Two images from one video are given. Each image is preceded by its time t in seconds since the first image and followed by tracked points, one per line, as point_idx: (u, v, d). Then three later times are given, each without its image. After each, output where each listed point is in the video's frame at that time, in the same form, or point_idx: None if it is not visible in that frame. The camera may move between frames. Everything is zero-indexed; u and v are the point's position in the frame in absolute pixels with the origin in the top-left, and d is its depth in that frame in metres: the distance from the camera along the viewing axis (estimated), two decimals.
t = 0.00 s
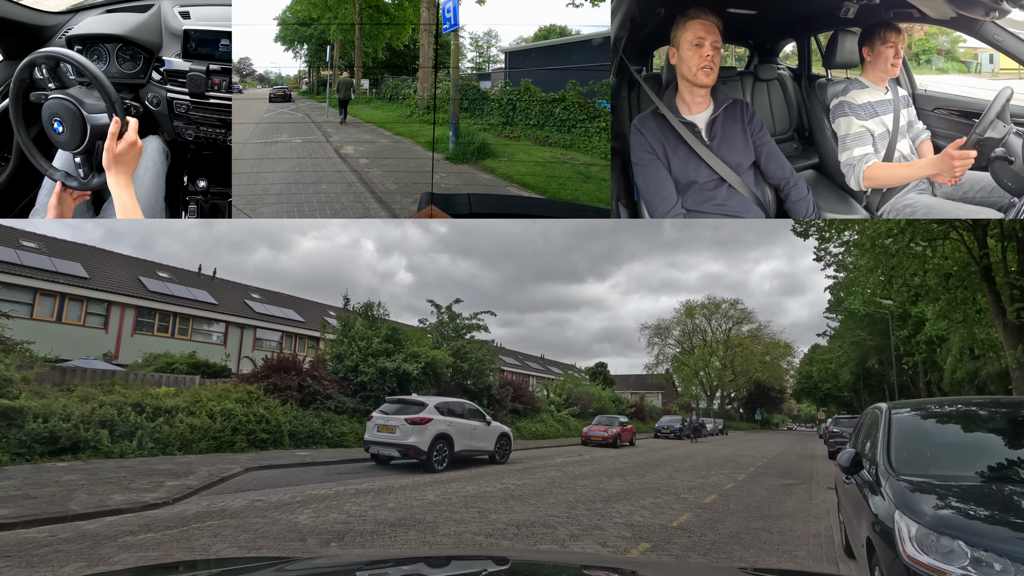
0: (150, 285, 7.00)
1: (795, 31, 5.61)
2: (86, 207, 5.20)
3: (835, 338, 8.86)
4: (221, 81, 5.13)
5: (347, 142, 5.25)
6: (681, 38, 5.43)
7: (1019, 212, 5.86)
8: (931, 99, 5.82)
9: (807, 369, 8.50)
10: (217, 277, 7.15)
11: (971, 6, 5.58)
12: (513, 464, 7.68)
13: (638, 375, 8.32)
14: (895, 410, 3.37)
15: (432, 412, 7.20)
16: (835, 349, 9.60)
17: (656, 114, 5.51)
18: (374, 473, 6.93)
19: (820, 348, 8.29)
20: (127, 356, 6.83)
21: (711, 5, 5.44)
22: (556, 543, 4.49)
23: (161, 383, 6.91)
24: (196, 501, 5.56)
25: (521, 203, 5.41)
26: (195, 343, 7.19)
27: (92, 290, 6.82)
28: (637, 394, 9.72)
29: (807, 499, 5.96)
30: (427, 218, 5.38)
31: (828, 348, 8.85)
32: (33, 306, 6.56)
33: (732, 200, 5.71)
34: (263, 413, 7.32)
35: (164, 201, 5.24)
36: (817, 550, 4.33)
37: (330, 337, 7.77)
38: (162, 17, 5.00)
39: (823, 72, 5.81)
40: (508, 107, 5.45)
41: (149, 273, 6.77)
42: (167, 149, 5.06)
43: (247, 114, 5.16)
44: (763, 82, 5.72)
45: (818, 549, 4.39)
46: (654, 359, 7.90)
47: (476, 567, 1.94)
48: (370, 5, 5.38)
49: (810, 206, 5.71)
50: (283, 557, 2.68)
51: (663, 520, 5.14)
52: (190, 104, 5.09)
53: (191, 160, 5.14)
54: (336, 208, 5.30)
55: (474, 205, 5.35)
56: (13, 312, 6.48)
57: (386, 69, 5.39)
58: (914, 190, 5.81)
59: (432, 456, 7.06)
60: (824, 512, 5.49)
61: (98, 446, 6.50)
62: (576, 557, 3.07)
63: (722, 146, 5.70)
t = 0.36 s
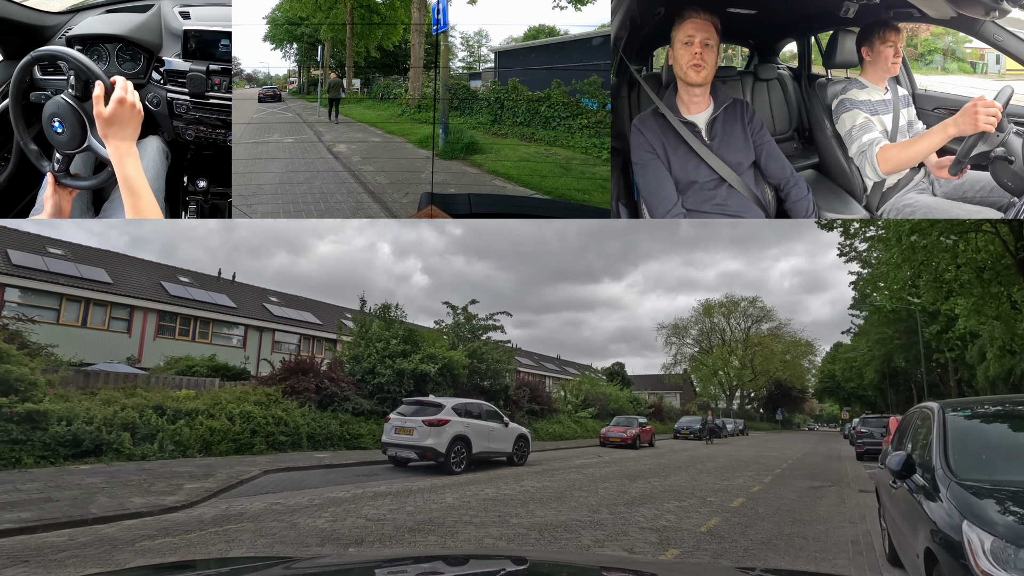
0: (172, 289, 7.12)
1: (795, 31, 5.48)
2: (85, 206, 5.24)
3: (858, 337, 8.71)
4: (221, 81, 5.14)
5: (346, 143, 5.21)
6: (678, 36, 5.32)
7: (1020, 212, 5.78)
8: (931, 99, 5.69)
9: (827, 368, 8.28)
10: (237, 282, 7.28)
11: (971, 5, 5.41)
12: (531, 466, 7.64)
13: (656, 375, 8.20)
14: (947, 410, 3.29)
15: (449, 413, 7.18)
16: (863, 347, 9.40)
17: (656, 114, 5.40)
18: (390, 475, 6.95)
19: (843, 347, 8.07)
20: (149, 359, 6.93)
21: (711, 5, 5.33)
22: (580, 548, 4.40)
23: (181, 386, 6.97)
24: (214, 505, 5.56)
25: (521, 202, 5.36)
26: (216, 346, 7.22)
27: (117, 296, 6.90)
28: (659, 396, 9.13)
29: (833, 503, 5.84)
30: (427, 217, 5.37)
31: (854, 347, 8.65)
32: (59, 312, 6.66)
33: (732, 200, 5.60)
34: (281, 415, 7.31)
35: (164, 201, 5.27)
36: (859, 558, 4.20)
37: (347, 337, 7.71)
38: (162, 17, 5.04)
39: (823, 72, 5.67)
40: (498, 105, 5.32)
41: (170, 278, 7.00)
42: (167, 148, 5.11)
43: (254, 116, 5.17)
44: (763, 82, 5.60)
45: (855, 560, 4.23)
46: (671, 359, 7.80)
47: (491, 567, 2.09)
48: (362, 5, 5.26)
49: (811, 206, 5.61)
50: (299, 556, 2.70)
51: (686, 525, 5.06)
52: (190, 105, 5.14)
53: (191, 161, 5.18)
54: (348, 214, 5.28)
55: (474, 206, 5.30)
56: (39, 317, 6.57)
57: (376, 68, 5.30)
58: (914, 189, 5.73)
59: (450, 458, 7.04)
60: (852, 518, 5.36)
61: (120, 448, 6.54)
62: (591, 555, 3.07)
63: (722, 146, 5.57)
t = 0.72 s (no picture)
0: (191, 293, 6.83)
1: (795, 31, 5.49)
2: (86, 205, 5.07)
3: (884, 336, 8.43)
4: (222, 81, 5.09)
5: (352, 146, 5.18)
6: (677, 37, 5.31)
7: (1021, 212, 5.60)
8: (931, 99, 5.59)
9: (850, 369, 8.13)
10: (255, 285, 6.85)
11: (971, 6, 5.38)
12: (549, 469, 7.60)
13: (674, 376, 8.09)
14: (1013, 420, 3.23)
15: (466, 416, 7.17)
16: (888, 348, 9.19)
17: (656, 114, 5.38)
18: (408, 479, 6.89)
19: (866, 348, 7.91)
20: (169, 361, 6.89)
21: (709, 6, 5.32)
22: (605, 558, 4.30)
23: (201, 388, 6.97)
24: (231, 508, 5.55)
25: (521, 202, 5.33)
26: (235, 348, 7.12)
27: (139, 298, 6.78)
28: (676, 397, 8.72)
29: (858, 510, 5.73)
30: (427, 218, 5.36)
31: (879, 348, 8.46)
32: (84, 316, 6.64)
33: (732, 200, 5.58)
34: (299, 417, 7.33)
35: (164, 201, 5.28)
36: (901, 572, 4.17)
37: (364, 340, 7.55)
38: (162, 16, 4.95)
39: (823, 72, 5.66)
40: (487, 103, 5.29)
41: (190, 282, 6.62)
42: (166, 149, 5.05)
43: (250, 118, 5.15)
44: (763, 82, 5.59)
45: (897, 575, 4.17)
46: (689, 360, 7.70)
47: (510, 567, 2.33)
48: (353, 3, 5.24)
49: (811, 207, 5.62)
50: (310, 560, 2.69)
51: (706, 536, 4.95)
52: (189, 105, 5.05)
53: (191, 161, 5.12)
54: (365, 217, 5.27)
55: (474, 205, 5.31)
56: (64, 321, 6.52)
57: (368, 67, 5.30)
58: (914, 190, 5.65)
59: (467, 461, 7.00)
60: (877, 526, 5.26)
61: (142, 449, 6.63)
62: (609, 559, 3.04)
63: (722, 146, 5.55)
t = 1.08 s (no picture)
0: (206, 296, 6.62)
1: (796, 31, 5.60)
2: (85, 205, 5.31)
3: (905, 336, 8.32)
4: (222, 81, 5.09)
5: (351, 147, 5.11)
6: (682, 38, 5.32)
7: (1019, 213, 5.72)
8: (932, 99, 5.63)
9: (869, 369, 8.05)
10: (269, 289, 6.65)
11: (970, 6, 5.35)
12: (564, 472, 7.57)
13: (688, 377, 7.98)
14: None
15: (479, 417, 7.45)
16: (909, 347, 9.04)
17: (656, 114, 5.34)
18: (421, 481, 7.06)
19: (886, 346, 7.79)
20: (184, 364, 6.70)
21: (713, 5, 5.33)
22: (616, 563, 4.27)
23: (214, 390, 6.90)
24: (242, 512, 5.53)
25: (520, 202, 5.29)
26: (248, 351, 7.00)
27: (155, 303, 6.61)
28: (689, 396, 8.41)
29: (876, 515, 5.63)
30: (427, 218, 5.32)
31: (899, 346, 8.33)
32: (101, 318, 6.57)
33: (732, 200, 5.50)
34: (311, 420, 7.31)
35: (165, 201, 5.29)
36: None
37: (376, 342, 7.44)
38: (162, 16, 4.93)
39: (824, 72, 5.72)
40: (477, 102, 5.23)
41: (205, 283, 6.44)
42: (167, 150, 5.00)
43: (243, 117, 5.10)
44: (763, 81, 5.64)
45: None
46: (704, 361, 7.58)
47: (528, 566, 2.57)
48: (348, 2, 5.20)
49: (811, 207, 5.56)
50: (313, 565, 2.71)
51: (720, 547, 4.88)
52: (189, 105, 5.04)
53: (191, 161, 5.09)
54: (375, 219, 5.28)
55: (474, 205, 5.27)
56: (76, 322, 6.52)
57: (362, 66, 5.19)
58: (914, 190, 5.65)
59: (479, 462, 7.27)
60: (895, 533, 5.18)
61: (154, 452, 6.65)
62: (615, 559, 3.03)
63: (722, 146, 5.47)
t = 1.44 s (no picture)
0: (217, 298, 6.63)
1: (796, 31, 5.50)
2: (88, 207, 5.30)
3: (923, 336, 8.17)
4: (222, 81, 5.05)
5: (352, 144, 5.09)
6: (685, 39, 5.18)
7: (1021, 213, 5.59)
8: (931, 99, 5.50)
9: (886, 370, 7.95)
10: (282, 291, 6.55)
11: (971, 6, 5.17)
12: (577, 475, 7.50)
13: (701, 378, 7.86)
14: None
15: (491, 419, 7.27)
16: (927, 346, 8.88)
17: (656, 114, 5.23)
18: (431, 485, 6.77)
19: (903, 346, 7.67)
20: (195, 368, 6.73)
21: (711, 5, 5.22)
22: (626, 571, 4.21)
23: (224, 392, 6.91)
24: (248, 516, 5.52)
25: (521, 203, 5.25)
26: (259, 353, 6.97)
27: (166, 306, 6.62)
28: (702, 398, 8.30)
29: (890, 523, 5.53)
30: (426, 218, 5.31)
31: (917, 346, 8.18)
32: (113, 322, 6.59)
33: (732, 200, 5.39)
34: (321, 421, 7.26)
35: (165, 201, 5.24)
36: None
37: (385, 343, 7.42)
38: (162, 16, 4.92)
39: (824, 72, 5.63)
40: (470, 100, 5.23)
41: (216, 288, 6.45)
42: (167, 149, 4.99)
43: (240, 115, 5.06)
44: (763, 81, 5.56)
45: None
46: (716, 362, 7.47)
47: (538, 565, 2.56)
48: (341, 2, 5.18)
49: (811, 206, 5.47)
50: (317, 568, 2.67)
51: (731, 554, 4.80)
52: (189, 105, 5.05)
53: (191, 161, 5.07)
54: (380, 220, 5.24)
55: (474, 205, 5.29)
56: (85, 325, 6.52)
57: (356, 65, 5.23)
58: (915, 190, 5.60)
59: (491, 466, 7.08)
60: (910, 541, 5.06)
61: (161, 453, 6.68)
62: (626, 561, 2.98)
63: (722, 146, 5.36)
